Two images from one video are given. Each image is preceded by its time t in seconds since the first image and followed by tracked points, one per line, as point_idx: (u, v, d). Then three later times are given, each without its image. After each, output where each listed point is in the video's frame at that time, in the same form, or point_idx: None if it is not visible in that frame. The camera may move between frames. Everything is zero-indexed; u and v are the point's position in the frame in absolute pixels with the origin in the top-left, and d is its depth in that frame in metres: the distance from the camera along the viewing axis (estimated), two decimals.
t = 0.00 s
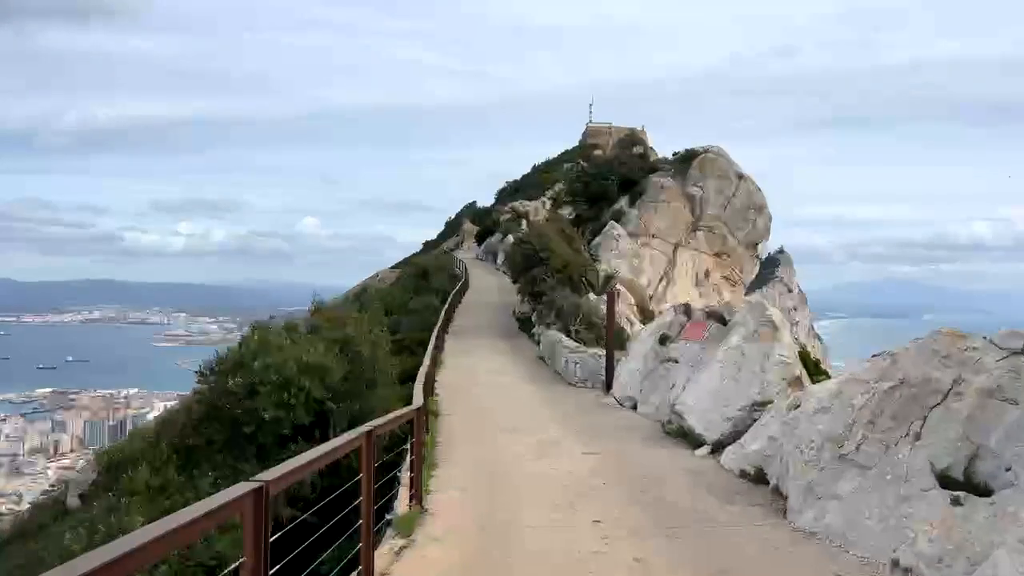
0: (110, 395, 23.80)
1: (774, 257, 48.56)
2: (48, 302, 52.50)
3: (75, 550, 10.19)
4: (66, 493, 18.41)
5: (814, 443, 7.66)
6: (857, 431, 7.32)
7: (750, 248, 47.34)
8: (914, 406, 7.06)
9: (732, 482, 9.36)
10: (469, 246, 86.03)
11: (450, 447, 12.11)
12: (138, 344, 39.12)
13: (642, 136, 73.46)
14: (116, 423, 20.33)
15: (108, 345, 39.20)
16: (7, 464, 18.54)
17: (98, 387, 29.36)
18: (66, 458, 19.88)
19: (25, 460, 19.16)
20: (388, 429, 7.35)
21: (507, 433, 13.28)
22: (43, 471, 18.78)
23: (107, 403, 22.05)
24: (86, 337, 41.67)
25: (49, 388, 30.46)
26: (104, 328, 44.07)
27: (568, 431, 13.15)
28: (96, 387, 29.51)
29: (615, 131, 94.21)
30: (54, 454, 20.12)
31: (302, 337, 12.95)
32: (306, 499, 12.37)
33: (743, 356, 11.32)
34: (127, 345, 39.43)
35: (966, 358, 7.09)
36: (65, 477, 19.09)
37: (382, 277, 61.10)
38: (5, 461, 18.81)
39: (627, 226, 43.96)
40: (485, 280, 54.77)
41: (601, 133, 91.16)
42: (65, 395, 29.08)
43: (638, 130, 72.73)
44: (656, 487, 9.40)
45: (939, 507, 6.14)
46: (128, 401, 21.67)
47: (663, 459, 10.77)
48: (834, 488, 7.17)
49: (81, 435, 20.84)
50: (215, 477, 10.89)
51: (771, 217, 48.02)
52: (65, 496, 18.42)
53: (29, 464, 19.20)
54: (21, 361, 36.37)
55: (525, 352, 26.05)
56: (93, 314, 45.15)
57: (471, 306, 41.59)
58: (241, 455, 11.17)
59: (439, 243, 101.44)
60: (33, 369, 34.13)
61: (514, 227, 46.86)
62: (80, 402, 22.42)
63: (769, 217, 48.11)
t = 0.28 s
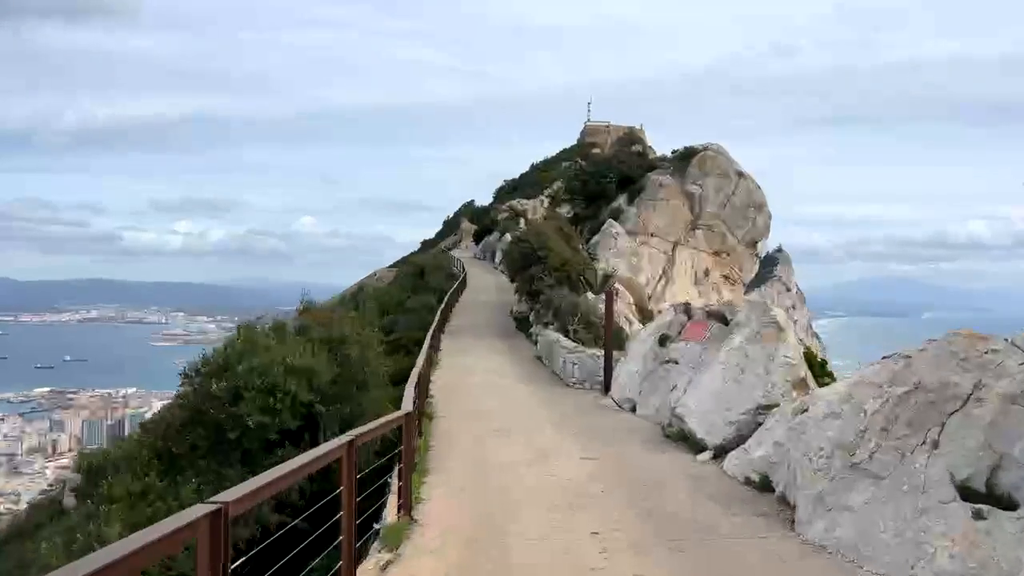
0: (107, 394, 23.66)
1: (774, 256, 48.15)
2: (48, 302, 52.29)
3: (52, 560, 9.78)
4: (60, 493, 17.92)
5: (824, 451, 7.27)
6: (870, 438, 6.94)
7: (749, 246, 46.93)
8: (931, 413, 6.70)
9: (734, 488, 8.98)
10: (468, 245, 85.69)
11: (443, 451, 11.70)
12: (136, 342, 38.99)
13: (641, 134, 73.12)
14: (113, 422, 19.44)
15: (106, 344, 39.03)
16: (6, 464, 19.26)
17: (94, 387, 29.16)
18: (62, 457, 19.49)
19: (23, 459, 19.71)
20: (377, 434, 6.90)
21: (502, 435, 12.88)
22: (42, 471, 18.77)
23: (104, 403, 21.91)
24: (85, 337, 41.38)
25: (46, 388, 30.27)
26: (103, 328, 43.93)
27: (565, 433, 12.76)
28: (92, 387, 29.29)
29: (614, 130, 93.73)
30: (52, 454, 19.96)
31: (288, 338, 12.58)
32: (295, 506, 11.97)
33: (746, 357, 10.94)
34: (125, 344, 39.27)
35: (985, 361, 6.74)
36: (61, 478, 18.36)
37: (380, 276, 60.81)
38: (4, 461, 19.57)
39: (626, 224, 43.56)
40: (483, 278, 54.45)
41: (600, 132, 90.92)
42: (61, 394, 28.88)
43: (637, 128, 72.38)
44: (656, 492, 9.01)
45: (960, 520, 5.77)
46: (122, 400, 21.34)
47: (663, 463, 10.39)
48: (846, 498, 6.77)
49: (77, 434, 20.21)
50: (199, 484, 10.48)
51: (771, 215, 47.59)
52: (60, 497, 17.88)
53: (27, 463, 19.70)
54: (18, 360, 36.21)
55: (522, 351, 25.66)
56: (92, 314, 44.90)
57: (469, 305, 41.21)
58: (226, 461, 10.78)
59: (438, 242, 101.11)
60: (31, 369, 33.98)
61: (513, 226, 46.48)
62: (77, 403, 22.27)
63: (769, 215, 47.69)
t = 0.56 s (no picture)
0: (108, 393, 23.47)
1: (773, 254, 47.73)
2: (48, 300, 52.00)
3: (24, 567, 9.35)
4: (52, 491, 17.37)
5: (836, 454, 6.85)
6: (885, 442, 6.52)
7: (750, 243, 46.47)
8: (951, 414, 6.29)
9: (739, 492, 8.55)
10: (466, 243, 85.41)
11: (436, 452, 11.27)
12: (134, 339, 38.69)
13: (640, 131, 72.68)
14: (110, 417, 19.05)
15: (105, 341, 38.83)
16: (5, 464, 19.11)
17: (93, 384, 28.86)
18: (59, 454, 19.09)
19: (22, 458, 19.46)
20: (360, 436, 6.42)
21: (498, 435, 12.45)
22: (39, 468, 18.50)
23: (103, 400, 21.62)
24: (82, 335, 40.98)
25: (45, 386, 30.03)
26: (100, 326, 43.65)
27: (561, 432, 12.33)
28: (91, 384, 29.04)
29: (613, 128, 93.11)
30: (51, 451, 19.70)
31: (275, 335, 12.15)
32: (282, 508, 11.55)
33: (750, 355, 10.51)
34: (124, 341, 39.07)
35: (1010, 360, 6.34)
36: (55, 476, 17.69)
37: (379, 274, 60.49)
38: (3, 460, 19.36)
39: (625, 221, 43.11)
40: (482, 276, 54.11)
41: (599, 130, 90.63)
42: (61, 391, 28.68)
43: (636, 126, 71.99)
44: (657, 495, 8.58)
45: (986, 530, 5.36)
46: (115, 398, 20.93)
47: (664, 465, 9.95)
48: (860, 505, 6.35)
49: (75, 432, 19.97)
50: (180, 487, 10.05)
51: (771, 213, 47.13)
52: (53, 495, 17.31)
53: (25, 461, 19.43)
54: (17, 359, 35.99)
55: (520, 350, 25.22)
56: (90, 312, 44.52)
57: (467, 303, 40.75)
58: (209, 463, 10.35)
59: (436, 240, 100.88)
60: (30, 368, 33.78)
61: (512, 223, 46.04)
62: (76, 403, 22.05)
63: (770, 212, 47.24)
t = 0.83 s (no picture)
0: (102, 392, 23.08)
1: (773, 253, 47.33)
2: (49, 297, 51.61)
3: None
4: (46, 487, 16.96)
5: (856, 462, 6.43)
6: (910, 450, 6.11)
7: (751, 242, 46.02)
8: (982, 422, 5.87)
9: (749, 499, 8.11)
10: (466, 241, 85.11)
11: (432, 456, 10.85)
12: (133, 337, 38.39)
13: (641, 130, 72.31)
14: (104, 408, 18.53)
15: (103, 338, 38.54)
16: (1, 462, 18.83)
17: (91, 382, 28.59)
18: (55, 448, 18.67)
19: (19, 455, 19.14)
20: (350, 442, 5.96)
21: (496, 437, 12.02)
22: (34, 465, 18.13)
23: (96, 399, 21.25)
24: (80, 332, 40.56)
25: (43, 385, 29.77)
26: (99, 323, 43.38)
27: (562, 434, 11.90)
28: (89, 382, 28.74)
29: (611, 127, 92.62)
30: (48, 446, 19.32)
31: (264, 334, 11.72)
32: (272, 513, 11.18)
33: (759, 356, 10.09)
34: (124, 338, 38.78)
35: None
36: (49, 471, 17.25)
37: (377, 272, 60.15)
38: None
39: (626, 218, 42.67)
40: (481, 274, 53.75)
41: (599, 128, 90.39)
42: (60, 389, 28.44)
43: (636, 124, 71.62)
44: (663, 502, 8.14)
45: None
46: (107, 396, 20.52)
47: (669, 469, 9.51)
48: (883, 518, 5.94)
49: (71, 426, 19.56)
50: (165, 492, 9.65)
51: (772, 211, 46.70)
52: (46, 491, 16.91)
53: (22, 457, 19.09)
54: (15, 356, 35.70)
55: (519, 349, 24.79)
56: (88, 309, 44.09)
57: (466, 301, 40.38)
58: (196, 468, 9.95)
59: (436, 239, 100.62)
60: (28, 365, 33.53)
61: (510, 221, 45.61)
62: (71, 401, 21.74)
63: (771, 210, 46.80)
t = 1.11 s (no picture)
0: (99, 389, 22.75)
1: (775, 249, 46.93)
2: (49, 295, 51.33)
3: None
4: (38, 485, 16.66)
5: (880, 466, 6.03)
6: (941, 454, 5.69)
7: (752, 238, 45.56)
8: (1018, 423, 5.44)
9: (762, 503, 7.69)
10: (464, 238, 84.88)
11: (429, 457, 10.43)
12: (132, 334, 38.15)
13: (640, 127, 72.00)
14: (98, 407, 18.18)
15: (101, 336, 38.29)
16: None
17: (88, 379, 28.33)
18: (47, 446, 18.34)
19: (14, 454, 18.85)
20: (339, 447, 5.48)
21: (493, 437, 11.58)
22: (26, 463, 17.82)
23: (91, 397, 20.86)
24: (77, 329, 40.25)
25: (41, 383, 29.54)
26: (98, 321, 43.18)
27: (563, 434, 11.47)
28: (86, 380, 28.47)
29: (611, 124, 92.11)
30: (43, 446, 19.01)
31: (254, 330, 11.27)
32: (263, 516, 10.76)
33: (770, 353, 9.68)
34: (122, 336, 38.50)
35: None
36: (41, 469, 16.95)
37: (376, 269, 59.89)
38: None
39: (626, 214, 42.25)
40: (480, 271, 53.43)
41: (598, 125, 90.16)
42: (59, 387, 28.21)
43: (636, 121, 71.37)
44: (672, 506, 7.71)
45: None
46: (99, 394, 20.13)
47: (677, 470, 9.09)
48: (912, 526, 5.52)
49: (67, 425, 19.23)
50: (151, 495, 9.25)
51: (774, 207, 46.28)
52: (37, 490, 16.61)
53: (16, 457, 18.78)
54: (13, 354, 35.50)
55: (519, 346, 24.37)
56: (85, 306, 43.76)
57: (465, 298, 39.99)
58: (183, 469, 9.56)
59: (435, 236, 100.33)
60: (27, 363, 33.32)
61: (509, 217, 45.17)
62: (66, 399, 21.38)
63: (772, 207, 46.38)
